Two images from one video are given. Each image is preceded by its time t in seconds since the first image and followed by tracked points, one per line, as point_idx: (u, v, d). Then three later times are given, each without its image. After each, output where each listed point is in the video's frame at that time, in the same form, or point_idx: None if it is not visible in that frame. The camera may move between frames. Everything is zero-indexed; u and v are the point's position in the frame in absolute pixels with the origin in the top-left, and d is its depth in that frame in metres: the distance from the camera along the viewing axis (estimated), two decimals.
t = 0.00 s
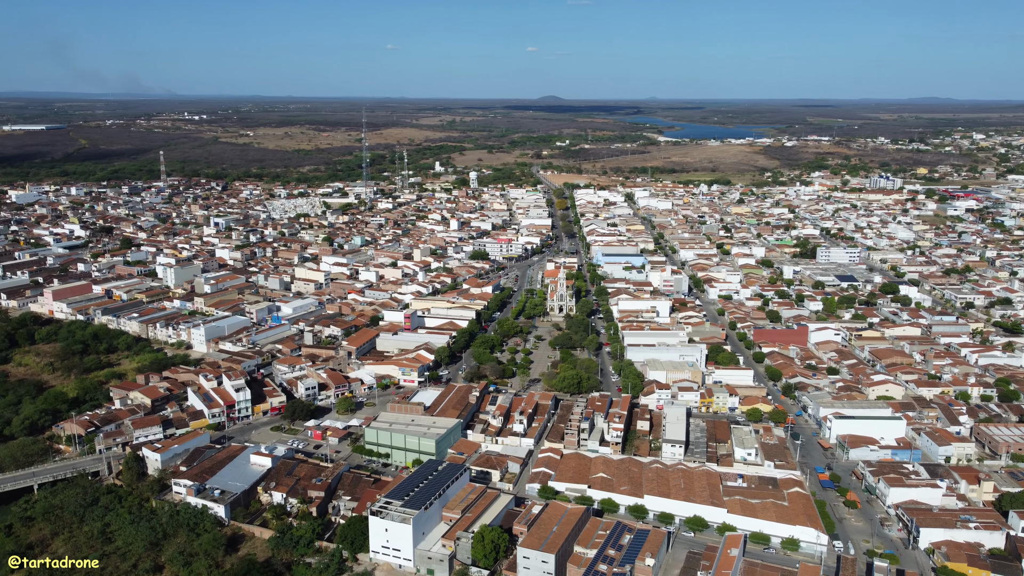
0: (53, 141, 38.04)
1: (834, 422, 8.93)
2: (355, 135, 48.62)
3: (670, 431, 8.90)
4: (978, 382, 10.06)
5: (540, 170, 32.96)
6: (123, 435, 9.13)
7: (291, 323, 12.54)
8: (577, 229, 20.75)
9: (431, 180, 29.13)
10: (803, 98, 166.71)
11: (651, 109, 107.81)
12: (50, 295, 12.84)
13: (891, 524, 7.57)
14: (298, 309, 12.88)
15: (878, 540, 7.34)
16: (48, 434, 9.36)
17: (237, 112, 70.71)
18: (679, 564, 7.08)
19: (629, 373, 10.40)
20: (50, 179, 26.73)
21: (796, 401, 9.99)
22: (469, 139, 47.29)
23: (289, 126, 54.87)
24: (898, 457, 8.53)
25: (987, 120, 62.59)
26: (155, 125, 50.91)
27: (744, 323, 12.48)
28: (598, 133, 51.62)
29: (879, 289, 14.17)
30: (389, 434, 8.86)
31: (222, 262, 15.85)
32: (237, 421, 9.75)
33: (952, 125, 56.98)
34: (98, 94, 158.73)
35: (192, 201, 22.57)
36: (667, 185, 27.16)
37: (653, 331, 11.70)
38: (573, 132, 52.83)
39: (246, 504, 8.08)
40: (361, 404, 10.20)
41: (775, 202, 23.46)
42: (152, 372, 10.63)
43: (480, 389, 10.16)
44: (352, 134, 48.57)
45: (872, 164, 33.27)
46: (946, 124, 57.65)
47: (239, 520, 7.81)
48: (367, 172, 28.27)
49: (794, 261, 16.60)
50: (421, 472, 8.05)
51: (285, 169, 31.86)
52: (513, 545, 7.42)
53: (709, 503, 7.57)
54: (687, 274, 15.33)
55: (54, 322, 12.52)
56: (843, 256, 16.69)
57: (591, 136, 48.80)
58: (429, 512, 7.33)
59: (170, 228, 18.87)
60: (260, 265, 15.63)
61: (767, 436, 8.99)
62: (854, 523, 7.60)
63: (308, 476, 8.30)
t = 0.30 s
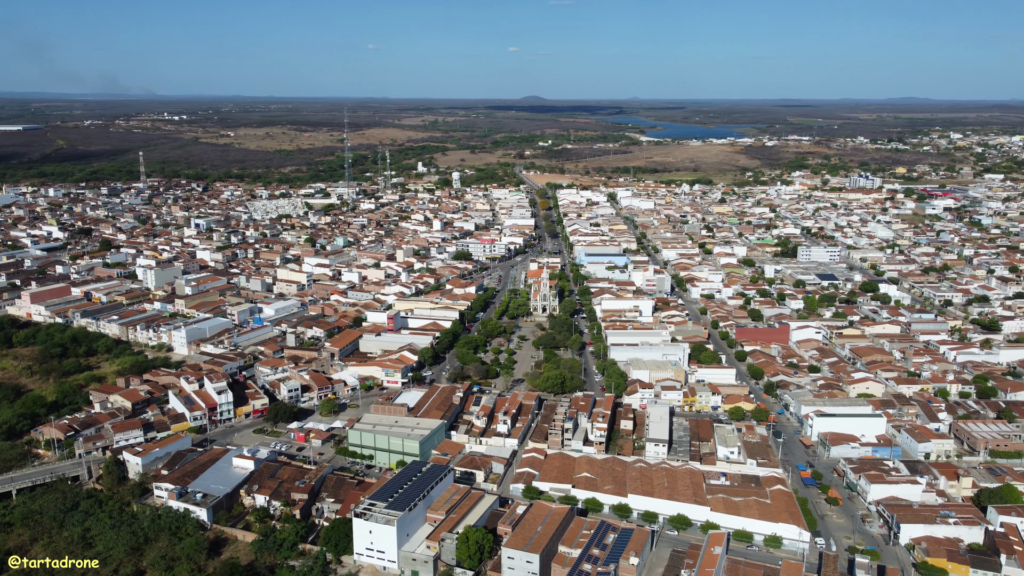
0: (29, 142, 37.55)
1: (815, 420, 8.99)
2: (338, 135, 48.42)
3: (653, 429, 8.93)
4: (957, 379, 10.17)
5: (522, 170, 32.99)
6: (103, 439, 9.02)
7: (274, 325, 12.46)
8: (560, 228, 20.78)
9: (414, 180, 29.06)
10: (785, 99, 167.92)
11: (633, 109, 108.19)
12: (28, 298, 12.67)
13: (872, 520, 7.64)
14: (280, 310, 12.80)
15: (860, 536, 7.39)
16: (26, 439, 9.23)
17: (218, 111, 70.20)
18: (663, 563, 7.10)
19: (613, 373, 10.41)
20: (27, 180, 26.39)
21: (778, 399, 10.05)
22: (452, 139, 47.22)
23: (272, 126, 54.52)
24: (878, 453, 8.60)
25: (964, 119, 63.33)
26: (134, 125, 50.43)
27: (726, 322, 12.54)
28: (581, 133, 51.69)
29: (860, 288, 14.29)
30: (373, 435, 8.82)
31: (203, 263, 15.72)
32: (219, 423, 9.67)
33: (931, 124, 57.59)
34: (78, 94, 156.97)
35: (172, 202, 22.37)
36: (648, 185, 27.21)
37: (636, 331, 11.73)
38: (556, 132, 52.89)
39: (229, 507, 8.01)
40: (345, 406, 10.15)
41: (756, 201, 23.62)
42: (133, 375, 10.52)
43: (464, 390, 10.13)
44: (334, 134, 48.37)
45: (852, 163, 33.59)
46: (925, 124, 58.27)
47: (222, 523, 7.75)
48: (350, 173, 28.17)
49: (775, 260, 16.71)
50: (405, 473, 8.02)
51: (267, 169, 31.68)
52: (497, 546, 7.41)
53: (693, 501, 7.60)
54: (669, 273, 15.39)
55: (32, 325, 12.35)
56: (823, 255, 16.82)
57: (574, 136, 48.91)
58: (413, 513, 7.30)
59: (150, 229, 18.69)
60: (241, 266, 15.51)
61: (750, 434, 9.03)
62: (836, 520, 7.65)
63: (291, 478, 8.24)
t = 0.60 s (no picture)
0: (7, 142, 37.08)
1: (798, 418, 9.05)
2: (320, 135, 48.18)
3: (637, 429, 8.95)
4: (936, 376, 10.29)
5: (506, 170, 33.00)
6: (83, 442, 8.92)
7: (256, 327, 12.38)
8: (543, 228, 20.79)
9: (397, 180, 29.00)
10: (768, 99, 169.05)
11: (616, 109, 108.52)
12: (6, 301, 12.51)
13: (854, 517, 7.69)
14: (263, 311, 12.72)
15: (842, 533, 7.44)
16: (5, 443, 9.10)
17: (199, 110, 69.68)
18: (648, 561, 7.11)
19: (597, 373, 10.43)
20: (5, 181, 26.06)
21: (761, 397, 10.11)
22: (435, 139, 47.15)
23: (254, 126, 54.17)
24: (860, 451, 8.67)
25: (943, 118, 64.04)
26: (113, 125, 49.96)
27: (709, 321, 12.61)
28: (564, 133, 51.71)
29: (841, 286, 14.41)
30: (357, 437, 8.78)
31: (184, 265, 15.60)
32: (201, 426, 9.60)
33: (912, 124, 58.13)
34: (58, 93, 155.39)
35: (153, 203, 22.18)
36: (631, 185, 27.20)
37: (619, 330, 11.75)
38: (539, 132, 52.89)
39: (212, 510, 7.95)
40: (329, 408, 10.10)
41: (738, 201, 23.76)
42: (114, 378, 10.41)
43: (448, 390, 10.11)
44: (317, 134, 48.12)
45: (833, 163, 33.88)
46: (905, 123, 58.89)
47: (205, 526, 7.68)
48: (332, 174, 28.07)
49: (757, 259, 16.82)
50: (389, 475, 7.99)
51: (248, 169, 31.49)
52: (482, 547, 7.40)
53: (677, 500, 7.62)
54: (653, 273, 15.44)
55: (10, 328, 12.20)
56: (805, 253, 16.95)
57: (558, 136, 49.03)
58: (398, 514, 7.28)
59: (131, 230, 18.52)
60: (224, 267, 15.40)
61: (733, 433, 9.08)
62: (818, 517, 7.70)
63: (275, 481, 8.19)
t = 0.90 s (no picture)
0: None
1: (781, 416, 9.10)
2: (304, 135, 47.95)
3: (623, 428, 8.97)
4: (918, 374, 10.38)
5: (490, 169, 33.01)
6: (65, 446, 8.81)
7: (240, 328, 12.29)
8: (528, 228, 20.79)
9: (381, 181, 28.91)
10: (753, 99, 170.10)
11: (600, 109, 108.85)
12: None
13: (838, 514, 7.74)
14: (246, 313, 12.63)
15: (826, 530, 7.49)
16: None
17: (180, 109, 69.15)
18: (633, 560, 7.12)
19: (582, 372, 10.43)
20: None
21: (745, 395, 10.16)
22: (419, 139, 47.06)
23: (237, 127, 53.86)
24: (843, 448, 8.73)
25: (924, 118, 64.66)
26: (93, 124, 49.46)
27: (693, 320, 12.66)
28: (547, 133, 51.75)
29: (823, 285, 14.51)
30: (342, 438, 8.74)
31: (166, 266, 15.47)
32: (184, 429, 9.52)
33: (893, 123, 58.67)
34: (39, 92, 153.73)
35: (134, 204, 21.98)
36: (614, 185, 27.23)
37: (604, 329, 11.77)
38: (523, 132, 52.90)
39: (195, 514, 7.89)
40: (313, 409, 10.05)
41: (722, 200, 23.88)
42: (95, 381, 10.30)
43: (433, 391, 10.09)
44: (300, 135, 47.90)
45: (815, 162, 34.13)
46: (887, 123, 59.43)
47: (189, 530, 7.62)
48: (316, 174, 27.94)
49: (741, 258, 16.90)
50: (375, 476, 7.96)
51: (231, 170, 31.27)
52: (468, 547, 7.38)
53: (662, 498, 7.64)
54: (637, 272, 15.47)
55: None
56: (787, 252, 17.05)
57: (528, 137, 49.09)
58: (383, 516, 7.25)
59: (112, 232, 18.35)
60: (206, 269, 15.28)
61: (717, 432, 9.11)
62: (802, 514, 7.75)
63: (259, 483, 8.14)
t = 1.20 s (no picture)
0: None
1: (765, 415, 9.15)
2: (288, 135, 47.68)
3: (608, 427, 8.99)
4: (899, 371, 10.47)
5: (475, 169, 32.99)
6: (46, 450, 8.71)
7: (223, 330, 12.21)
8: (513, 228, 20.79)
9: (365, 181, 28.79)
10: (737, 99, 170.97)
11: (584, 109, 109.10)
12: None
13: (821, 511, 7.79)
14: (229, 314, 12.54)
15: (810, 527, 7.53)
16: None
17: (162, 108, 68.58)
18: (619, 559, 7.14)
19: (567, 372, 10.44)
20: None
21: (729, 394, 10.21)
22: (404, 139, 46.91)
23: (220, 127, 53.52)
24: (826, 446, 8.78)
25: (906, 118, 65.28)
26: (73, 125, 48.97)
27: (678, 320, 12.70)
28: (531, 133, 51.76)
29: (806, 284, 14.61)
30: (327, 440, 8.70)
31: (148, 268, 15.34)
32: (168, 431, 9.44)
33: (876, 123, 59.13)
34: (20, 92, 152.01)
35: (115, 205, 21.76)
36: (599, 185, 27.21)
37: (589, 329, 11.78)
38: (507, 132, 52.90)
39: (179, 517, 7.82)
40: (298, 411, 9.99)
41: (705, 200, 23.99)
42: (77, 384, 10.20)
43: (419, 392, 10.06)
44: (284, 135, 47.62)
45: (797, 162, 34.36)
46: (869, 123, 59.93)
47: (173, 533, 7.55)
48: (299, 174, 27.81)
49: (724, 257, 17.00)
50: (360, 477, 7.92)
51: (213, 170, 31.04)
52: (454, 548, 7.36)
53: (647, 497, 7.66)
54: (621, 272, 15.51)
55: None
56: (770, 252, 17.14)
57: (512, 137, 49.01)
58: (369, 517, 7.22)
59: (93, 233, 18.16)
60: (189, 270, 15.17)
61: (702, 430, 9.15)
62: (787, 512, 7.79)
63: (243, 486, 8.08)
